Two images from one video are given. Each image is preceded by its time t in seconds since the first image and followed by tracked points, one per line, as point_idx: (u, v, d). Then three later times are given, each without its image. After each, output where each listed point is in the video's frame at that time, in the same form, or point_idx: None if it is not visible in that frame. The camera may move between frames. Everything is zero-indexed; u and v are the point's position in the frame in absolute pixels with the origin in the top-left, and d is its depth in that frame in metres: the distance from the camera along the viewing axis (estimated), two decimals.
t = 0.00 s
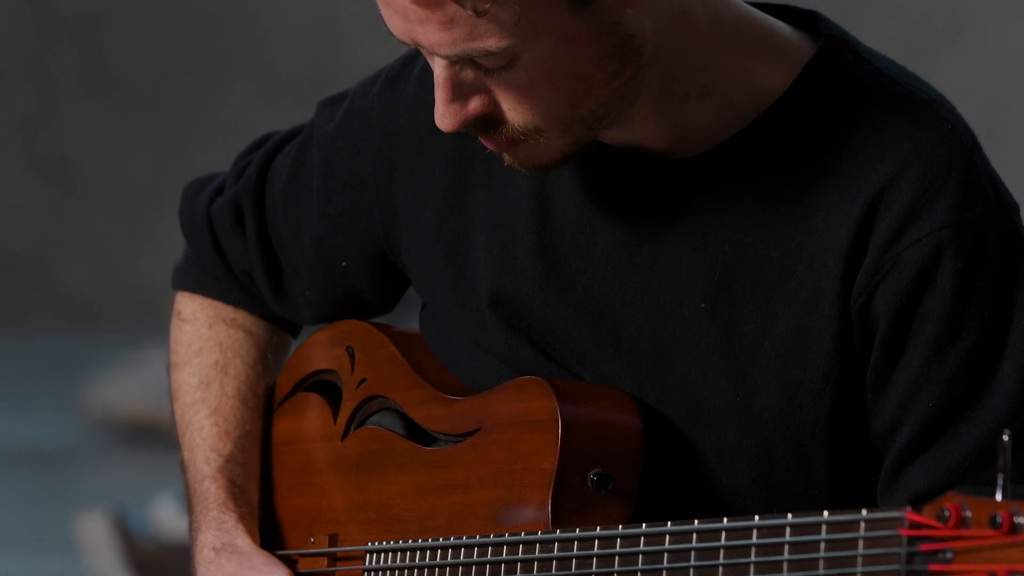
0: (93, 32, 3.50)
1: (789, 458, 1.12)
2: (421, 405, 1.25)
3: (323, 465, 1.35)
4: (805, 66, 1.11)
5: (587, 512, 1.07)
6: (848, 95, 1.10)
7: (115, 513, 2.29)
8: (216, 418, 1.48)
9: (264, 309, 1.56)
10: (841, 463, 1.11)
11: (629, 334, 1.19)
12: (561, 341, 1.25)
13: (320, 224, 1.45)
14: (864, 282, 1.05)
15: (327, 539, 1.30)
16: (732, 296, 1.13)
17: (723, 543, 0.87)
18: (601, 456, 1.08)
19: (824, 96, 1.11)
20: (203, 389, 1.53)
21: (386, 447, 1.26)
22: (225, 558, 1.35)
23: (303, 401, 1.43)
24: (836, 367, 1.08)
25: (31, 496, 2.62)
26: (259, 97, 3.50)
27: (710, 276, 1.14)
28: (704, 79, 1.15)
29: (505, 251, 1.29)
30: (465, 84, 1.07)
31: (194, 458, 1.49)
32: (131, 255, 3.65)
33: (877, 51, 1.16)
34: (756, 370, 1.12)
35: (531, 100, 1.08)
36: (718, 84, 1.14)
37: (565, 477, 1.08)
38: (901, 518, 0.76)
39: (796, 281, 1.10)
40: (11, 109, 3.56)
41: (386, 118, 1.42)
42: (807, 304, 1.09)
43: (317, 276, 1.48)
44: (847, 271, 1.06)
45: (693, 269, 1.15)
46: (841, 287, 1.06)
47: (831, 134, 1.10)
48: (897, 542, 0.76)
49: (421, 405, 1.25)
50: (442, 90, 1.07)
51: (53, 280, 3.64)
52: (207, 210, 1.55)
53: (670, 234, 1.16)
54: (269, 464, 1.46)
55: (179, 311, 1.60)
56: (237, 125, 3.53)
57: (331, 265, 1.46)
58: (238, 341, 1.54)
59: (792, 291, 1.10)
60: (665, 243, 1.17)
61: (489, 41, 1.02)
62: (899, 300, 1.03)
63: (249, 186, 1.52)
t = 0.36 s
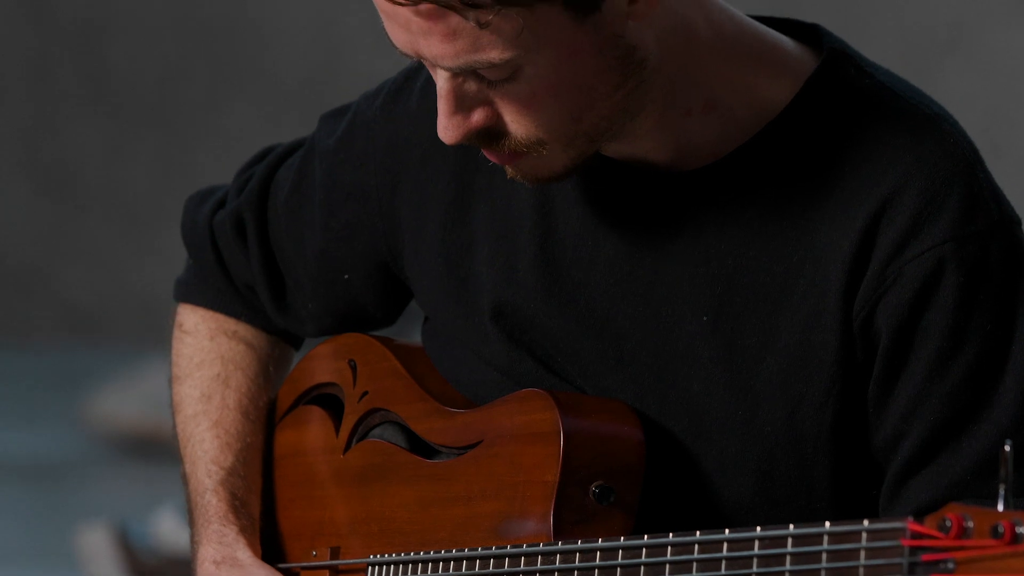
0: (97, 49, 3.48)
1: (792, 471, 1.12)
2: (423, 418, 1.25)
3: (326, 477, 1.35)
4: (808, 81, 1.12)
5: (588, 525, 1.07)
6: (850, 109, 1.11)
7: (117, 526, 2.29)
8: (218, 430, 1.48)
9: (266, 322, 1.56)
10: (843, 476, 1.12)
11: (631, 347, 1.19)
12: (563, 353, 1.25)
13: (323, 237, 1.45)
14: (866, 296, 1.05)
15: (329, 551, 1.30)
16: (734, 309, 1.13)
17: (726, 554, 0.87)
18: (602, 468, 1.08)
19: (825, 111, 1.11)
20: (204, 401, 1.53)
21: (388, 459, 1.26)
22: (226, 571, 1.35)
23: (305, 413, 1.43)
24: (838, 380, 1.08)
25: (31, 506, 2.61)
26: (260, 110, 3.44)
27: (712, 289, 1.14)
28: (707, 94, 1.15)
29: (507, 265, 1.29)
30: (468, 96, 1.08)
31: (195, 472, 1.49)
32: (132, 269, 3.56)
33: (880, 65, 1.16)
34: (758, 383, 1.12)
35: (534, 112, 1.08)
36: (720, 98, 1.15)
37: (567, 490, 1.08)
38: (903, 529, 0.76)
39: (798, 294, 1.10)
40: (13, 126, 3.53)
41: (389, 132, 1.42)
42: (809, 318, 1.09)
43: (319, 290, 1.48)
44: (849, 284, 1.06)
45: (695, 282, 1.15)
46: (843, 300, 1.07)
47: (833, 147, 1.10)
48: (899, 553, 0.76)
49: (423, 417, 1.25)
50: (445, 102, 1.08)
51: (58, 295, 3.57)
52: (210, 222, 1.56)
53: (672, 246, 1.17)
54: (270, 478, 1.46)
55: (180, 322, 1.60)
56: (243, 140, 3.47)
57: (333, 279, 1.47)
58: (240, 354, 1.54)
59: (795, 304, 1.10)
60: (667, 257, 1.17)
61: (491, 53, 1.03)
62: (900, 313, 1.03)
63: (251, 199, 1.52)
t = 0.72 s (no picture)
0: (97, 51, 3.47)
1: (795, 481, 1.12)
2: (426, 428, 1.25)
3: (329, 487, 1.35)
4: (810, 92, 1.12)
5: (592, 535, 1.07)
6: (854, 119, 1.11)
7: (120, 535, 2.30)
8: (222, 438, 1.48)
9: (270, 330, 1.56)
10: (847, 486, 1.11)
11: (635, 357, 1.19)
12: (567, 362, 1.25)
13: (327, 245, 1.45)
14: (870, 306, 1.05)
15: (332, 561, 1.31)
16: (737, 319, 1.13)
17: (731, 563, 0.87)
18: (606, 479, 1.08)
19: (828, 121, 1.11)
20: (208, 409, 1.53)
21: (391, 470, 1.26)
22: None
23: (308, 424, 1.43)
24: (842, 390, 1.08)
25: (35, 519, 2.61)
26: (261, 119, 3.48)
27: (715, 299, 1.14)
28: (711, 104, 1.15)
29: (511, 273, 1.29)
30: (472, 106, 1.08)
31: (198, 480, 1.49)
32: (136, 281, 3.61)
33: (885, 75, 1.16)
34: (762, 393, 1.12)
35: (537, 122, 1.08)
36: (724, 108, 1.15)
37: (570, 500, 1.08)
38: (910, 538, 0.76)
39: (802, 304, 1.10)
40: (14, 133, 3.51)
41: (392, 140, 1.42)
42: (812, 328, 1.09)
43: (322, 298, 1.48)
44: (852, 295, 1.06)
45: (699, 292, 1.15)
46: (846, 310, 1.06)
47: (836, 157, 1.10)
48: (906, 563, 0.76)
49: (426, 428, 1.25)
50: (449, 112, 1.07)
51: (59, 298, 3.58)
52: (213, 229, 1.56)
53: (675, 256, 1.17)
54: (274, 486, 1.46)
55: (184, 330, 1.59)
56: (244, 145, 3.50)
57: (337, 287, 1.47)
58: (243, 361, 1.54)
59: (798, 314, 1.10)
60: (671, 267, 1.17)
61: (495, 62, 1.03)
62: (903, 324, 1.03)
63: (254, 208, 1.52)
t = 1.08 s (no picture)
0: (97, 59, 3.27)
1: (797, 488, 1.12)
2: (430, 435, 1.26)
3: (332, 495, 1.35)
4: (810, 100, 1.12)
5: (595, 543, 1.07)
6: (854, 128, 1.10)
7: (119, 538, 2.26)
8: (224, 444, 1.48)
9: (272, 336, 1.56)
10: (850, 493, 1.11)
11: (638, 364, 1.19)
12: (569, 369, 1.25)
13: (330, 251, 1.46)
14: (872, 314, 1.06)
15: (334, 569, 1.31)
16: (740, 326, 1.13)
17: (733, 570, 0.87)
18: (610, 485, 1.08)
19: (830, 129, 1.11)
20: (211, 416, 1.52)
21: (395, 478, 1.26)
22: None
23: (311, 432, 1.43)
24: (845, 398, 1.08)
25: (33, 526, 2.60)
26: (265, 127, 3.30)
27: (717, 307, 1.14)
28: (712, 111, 1.16)
29: (513, 280, 1.30)
30: (474, 114, 1.08)
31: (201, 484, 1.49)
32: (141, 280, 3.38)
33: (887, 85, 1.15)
34: (765, 401, 1.12)
35: (540, 129, 1.09)
36: (725, 114, 1.15)
37: (573, 507, 1.08)
38: (913, 545, 0.76)
39: (804, 311, 1.10)
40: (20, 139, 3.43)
41: (395, 145, 1.42)
42: (815, 335, 1.09)
43: (325, 305, 1.48)
44: (855, 302, 1.07)
45: (700, 299, 1.15)
46: (849, 317, 1.07)
47: (838, 165, 1.10)
48: (909, 569, 0.76)
49: (430, 435, 1.26)
50: (452, 121, 1.08)
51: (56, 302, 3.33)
52: (216, 234, 1.55)
53: (677, 263, 1.17)
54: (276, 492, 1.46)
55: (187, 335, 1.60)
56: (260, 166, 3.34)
57: (339, 294, 1.47)
58: (246, 367, 1.54)
59: (801, 321, 1.10)
60: (673, 275, 1.17)
61: (498, 70, 1.03)
62: (906, 331, 1.03)
63: (257, 215, 1.52)
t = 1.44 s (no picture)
0: None
1: (797, 494, 1.12)
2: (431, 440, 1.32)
3: (337, 500, 1.43)
4: (811, 105, 1.08)
5: (601, 547, 1.17)
6: (857, 134, 1.07)
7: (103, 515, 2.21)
8: (226, 451, 1.52)
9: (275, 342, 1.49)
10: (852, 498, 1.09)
11: (642, 369, 1.20)
12: (571, 375, 1.23)
13: (331, 258, 1.46)
14: (874, 320, 1.07)
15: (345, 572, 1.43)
16: (742, 333, 1.14)
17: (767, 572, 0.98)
18: (614, 493, 1.16)
19: (834, 131, 1.08)
20: (213, 424, 1.52)
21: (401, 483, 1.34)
22: None
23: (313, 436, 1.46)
24: (846, 401, 1.09)
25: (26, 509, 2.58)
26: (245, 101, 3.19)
27: (720, 314, 1.15)
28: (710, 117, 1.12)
29: (514, 286, 1.29)
30: (476, 117, 1.15)
31: (203, 489, 1.55)
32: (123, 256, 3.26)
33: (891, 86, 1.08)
34: (768, 407, 1.13)
35: (541, 133, 1.13)
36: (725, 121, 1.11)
37: (579, 515, 1.18)
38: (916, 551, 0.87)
39: (807, 318, 1.10)
40: None
41: (394, 148, 1.39)
42: (817, 342, 1.10)
43: (326, 312, 1.46)
44: (858, 309, 1.07)
45: (702, 307, 1.16)
46: (853, 322, 1.08)
47: (842, 170, 1.08)
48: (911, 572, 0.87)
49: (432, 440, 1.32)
50: (455, 123, 1.16)
51: None
52: (218, 241, 1.55)
53: (679, 270, 1.17)
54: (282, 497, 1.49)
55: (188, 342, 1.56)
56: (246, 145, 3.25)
57: (340, 301, 1.45)
58: (247, 377, 1.50)
59: (802, 327, 1.10)
60: (675, 282, 1.18)
61: (499, 73, 1.09)
62: (910, 333, 1.05)
63: (259, 220, 1.51)
